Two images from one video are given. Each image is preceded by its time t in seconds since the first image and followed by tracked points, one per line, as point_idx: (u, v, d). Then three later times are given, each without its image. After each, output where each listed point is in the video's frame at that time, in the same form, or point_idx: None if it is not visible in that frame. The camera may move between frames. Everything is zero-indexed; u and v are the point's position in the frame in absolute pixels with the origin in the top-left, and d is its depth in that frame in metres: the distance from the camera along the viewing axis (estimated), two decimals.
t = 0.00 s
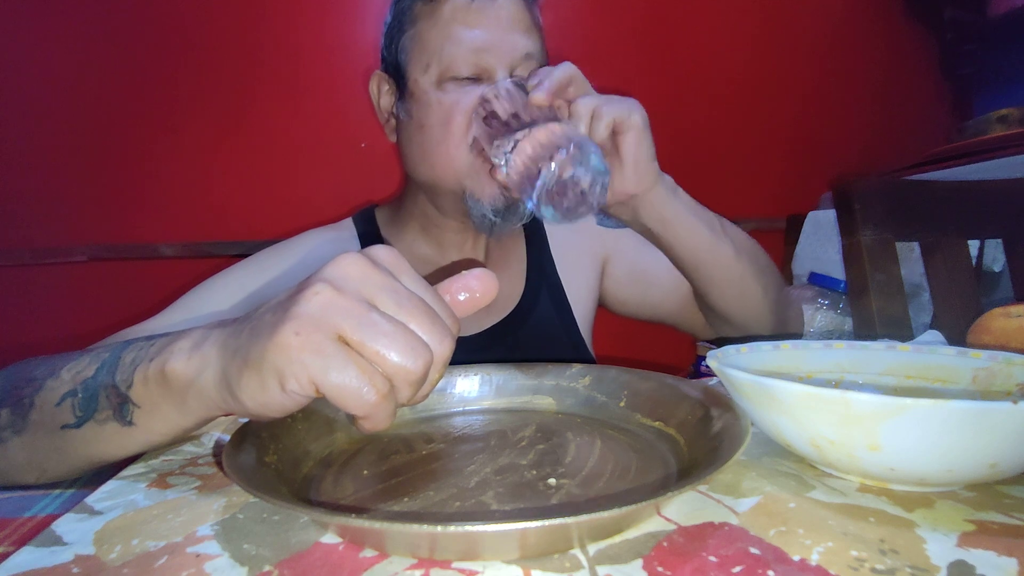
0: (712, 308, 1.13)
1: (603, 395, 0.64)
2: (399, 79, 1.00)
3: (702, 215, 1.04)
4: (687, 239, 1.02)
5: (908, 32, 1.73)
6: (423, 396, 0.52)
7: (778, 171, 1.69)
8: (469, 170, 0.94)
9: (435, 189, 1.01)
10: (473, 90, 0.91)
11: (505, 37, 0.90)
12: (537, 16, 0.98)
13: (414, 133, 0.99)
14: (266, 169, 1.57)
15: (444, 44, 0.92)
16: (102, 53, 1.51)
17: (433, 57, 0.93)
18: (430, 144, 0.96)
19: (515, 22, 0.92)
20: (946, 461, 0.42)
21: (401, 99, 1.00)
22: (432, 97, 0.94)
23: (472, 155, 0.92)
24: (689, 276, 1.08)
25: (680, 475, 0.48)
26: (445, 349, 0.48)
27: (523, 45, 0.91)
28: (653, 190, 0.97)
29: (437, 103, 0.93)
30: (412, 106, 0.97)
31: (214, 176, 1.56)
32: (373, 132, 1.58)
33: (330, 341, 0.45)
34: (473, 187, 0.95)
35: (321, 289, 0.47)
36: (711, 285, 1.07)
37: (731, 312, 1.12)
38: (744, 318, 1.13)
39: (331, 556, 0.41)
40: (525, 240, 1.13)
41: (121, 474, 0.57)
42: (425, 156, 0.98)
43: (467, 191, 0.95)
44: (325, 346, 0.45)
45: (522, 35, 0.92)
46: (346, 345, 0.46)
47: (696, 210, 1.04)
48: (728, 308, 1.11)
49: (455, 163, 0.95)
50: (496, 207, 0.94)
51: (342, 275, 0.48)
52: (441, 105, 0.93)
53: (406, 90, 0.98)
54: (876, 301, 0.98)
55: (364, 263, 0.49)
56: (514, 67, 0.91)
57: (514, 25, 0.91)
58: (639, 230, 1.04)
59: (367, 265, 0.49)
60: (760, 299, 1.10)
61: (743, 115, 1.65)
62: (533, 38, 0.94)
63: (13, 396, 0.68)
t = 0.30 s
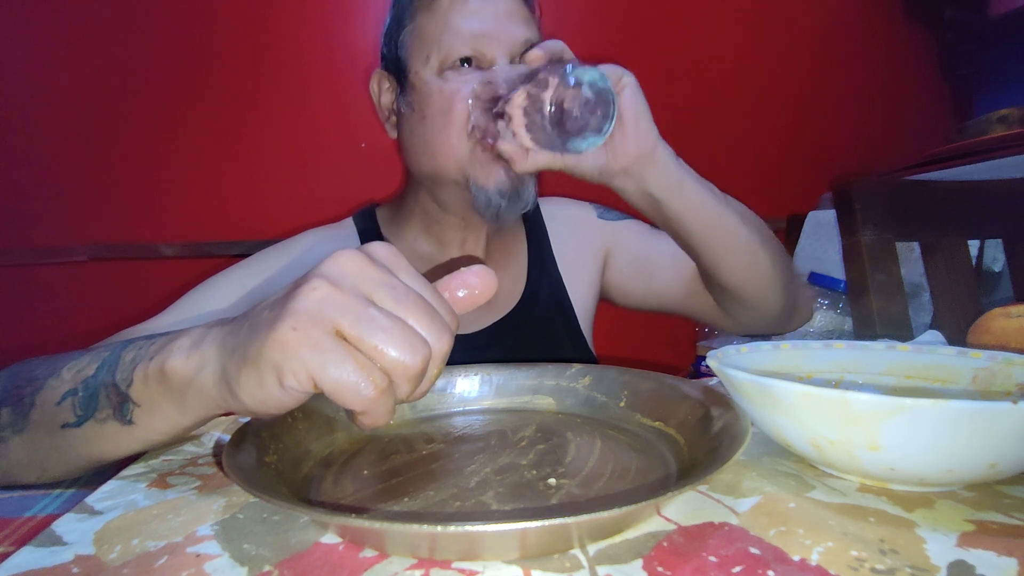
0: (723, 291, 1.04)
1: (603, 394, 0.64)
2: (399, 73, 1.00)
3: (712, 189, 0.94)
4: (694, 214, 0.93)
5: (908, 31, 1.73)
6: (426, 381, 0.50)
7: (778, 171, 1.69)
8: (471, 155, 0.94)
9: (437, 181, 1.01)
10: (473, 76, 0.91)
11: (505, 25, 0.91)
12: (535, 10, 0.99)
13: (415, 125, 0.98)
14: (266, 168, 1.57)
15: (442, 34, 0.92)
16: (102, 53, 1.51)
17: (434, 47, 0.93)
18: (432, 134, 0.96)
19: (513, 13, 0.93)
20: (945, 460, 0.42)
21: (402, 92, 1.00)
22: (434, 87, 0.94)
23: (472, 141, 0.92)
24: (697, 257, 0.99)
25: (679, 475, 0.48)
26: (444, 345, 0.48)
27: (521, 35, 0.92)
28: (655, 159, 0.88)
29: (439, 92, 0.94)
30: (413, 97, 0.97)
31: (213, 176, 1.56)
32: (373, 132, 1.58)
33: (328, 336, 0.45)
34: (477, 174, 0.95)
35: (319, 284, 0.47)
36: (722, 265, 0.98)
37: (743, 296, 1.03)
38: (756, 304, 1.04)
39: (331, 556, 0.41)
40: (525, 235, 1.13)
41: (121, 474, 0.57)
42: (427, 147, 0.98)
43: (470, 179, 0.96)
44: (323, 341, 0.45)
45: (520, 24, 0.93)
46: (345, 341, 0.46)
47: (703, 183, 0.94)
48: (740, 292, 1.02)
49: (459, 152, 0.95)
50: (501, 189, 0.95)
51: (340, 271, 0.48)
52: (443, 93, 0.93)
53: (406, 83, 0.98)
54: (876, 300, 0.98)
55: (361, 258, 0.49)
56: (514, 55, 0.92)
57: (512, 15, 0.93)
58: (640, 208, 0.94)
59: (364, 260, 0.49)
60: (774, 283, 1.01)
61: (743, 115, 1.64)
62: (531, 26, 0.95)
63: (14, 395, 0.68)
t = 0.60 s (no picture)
0: (726, 274, 1.04)
1: (603, 395, 0.64)
2: (400, 70, 1.01)
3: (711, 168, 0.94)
4: (695, 191, 0.91)
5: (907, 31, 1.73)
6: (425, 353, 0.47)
7: (778, 172, 1.69)
8: (472, 143, 0.93)
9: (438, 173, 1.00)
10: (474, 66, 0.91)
11: (504, 15, 0.92)
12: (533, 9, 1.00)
13: (416, 118, 0.98)
14: (266, 167, 1.57)
15: (442, 28, 0.93)
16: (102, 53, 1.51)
17: (435, 39, 0.94)
18: (433, 125, 0.96)
19: (511, 8, 0.93)
20: (946, 461, 0.42)
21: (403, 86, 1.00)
22: (436, 77, 0.94)
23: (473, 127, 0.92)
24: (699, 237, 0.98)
25: (679, 475, 0.48)
26: (444, 345, 0.48)
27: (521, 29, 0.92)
28: (655, 132, 0.87)
29: (441, 82, 0.93)
30: (415, 90, 0.97)
31: (213, 176, 1.56)
32: (373, 131, 1.58)
33: (328, 337, 0.45)
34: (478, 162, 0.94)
35: (320, 285, 0.47)
36: (723, 244, 0.97)
37: (747, 277, 1.02)
38: (760, 285, 1.03)
39: (331, 556, 0.41)
40: (525, 231, 1.14)
41: (121, 474, 0.57)
42: (428, 138, 0.97)
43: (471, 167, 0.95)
44: (323, 341, 0.45)
45: (519, 17, 0.94)
46: (345, 341, 0.46)
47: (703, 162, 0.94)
48: (743, 273, 1.01)
49: (460, 140, 0.94)
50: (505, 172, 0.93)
51: (340, 272, 0.48)
52: (445, 82, 0.93)
53: (408, 78, 0.98)
54: (876, 300, 0.98)
55: (362, 259, 0.49)
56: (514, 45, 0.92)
57: (511, 9, 0.93)
58: (642, 188, 0.93)
59: (365, 261, 0.49)
60: (779, 263, 1.00)
61: (743, 115, 1.64)
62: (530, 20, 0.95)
63: (16, 395, 0.68)
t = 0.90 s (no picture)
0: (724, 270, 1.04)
1: (603, 395, 0.64)
2: (399, 71, 1.01)
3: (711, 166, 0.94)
4: (694, 189, 0.91)
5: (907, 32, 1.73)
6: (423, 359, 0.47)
7: (778, 172, 1.69)
8: (472, 144, 0.93)
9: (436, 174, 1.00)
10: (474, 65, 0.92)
11: (501, 16, 0.92)
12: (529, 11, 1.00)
13: (415, 118, 0.98)
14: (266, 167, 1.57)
15: (440, 29, 0.93)
16: (103, 53, 1.51)
17: (433, 40, 0.94)
18: (431, 125, 0.96)
19: (507, 8, 0.93)
20: (946, 460, 0.42)
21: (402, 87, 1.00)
22: (434, 79, 0.94)
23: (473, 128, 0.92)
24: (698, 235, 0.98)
25: (680, 475, 0.48)
26: (445, 341, 0.48)
27: (518, 29, 0.93)
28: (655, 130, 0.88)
29: (440, 83, 0.94)
30: (413, 91, 0.98)
31: (213, 176, 1.56)
32: (373, 132, 1.58)
33: (327, 332, 0.45)
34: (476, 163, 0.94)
35: (319, 281, 0.47)
36: (723, 243, 0.97)
37: (746, 275, 1.02)
38: (760, 282, 1.03)
39: (331, 556, 0.41)
40: (525, 231, 1.14)
41: (122, 473, 0.57)
42: (426, 139, 0.97)
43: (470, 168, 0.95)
44: (323, 337, 0.45)
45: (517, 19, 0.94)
46: (345, 336, 0.46)
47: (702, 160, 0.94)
48: (742, 271, 1.01)
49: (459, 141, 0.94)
50: (504, 172, 0.93)
51: (339, 268, 0.48)
52: (444, 84, 0.93)
53: (406, 79, 0.98)
54: (876, 301, 0.98)
55: (361, 255, 0.49)
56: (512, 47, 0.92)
57: (507, 10, 0.93)
58: (640, 184, 0.93)
59: (364, 257, 0.49)
60: (780, 261, 1.00)
61: (744, 115, 1.64)
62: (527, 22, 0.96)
63: (17, 394, 0.68)
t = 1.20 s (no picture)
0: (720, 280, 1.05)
1: (603, 394, 0.64)
2: (396, 76, 1.01)
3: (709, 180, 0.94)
4: (690, 208, 0.92)
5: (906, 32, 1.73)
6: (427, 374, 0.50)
7: (777, 172, 1.69)
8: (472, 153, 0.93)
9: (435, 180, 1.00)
10: (471, 72, 0.90)
11: (499, 23, 0.92)
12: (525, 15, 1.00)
13: (414, 123, 0.98)
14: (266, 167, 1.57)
15: (437, 33, 0.93)
16: (102, 53, 1.51)
17: (431, 47, 0.93)
18: (430, 130, 0.96)
19: (503, 11, 0.93)
20: (947, 460, 0.42)
21: (400, 93, 1.01)
22: (433, 85, 0.94)
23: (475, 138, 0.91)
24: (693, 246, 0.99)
25: (679, 475, 0.48)
26: (444, 337, 0.48)
27: (515, 33, 0.93)
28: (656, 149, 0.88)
29: (438, 91, 0.93)
30: (411, 97, 0.98)
31: (213, 176, 1.56)
32: (372, 132, 1.58)
33: (326, 327, 0.45)
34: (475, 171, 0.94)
35: (317, 278, 0.47)
36: (717, 253, 0.97)
37: (742, 284, 1.02)
38: (755, 292, 1.03)
39: (332, 556, 0.41)
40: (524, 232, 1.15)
41: (121, 473, 0.57)
42: (425, 145, 0.97)
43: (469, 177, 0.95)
44: (322, 332, 0.45)
45: (514, 24, 0.93)
46: (344, 332, 0.46)
47: (700, 173, 0.94)
48: (737, 280, 1.01)
49: (459, 148, 0.94)
50: (501, 185, 0.94)
51: (338, 265, 0.49)
52: (442, 92, 0.93)
53: (404, 85, 0.99)
54: (876, 301, 0.98)
55: (360, 252, 0.49)
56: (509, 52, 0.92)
57: (504, 14, 0.93)
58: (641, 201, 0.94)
59: (363, 254, 0.49)
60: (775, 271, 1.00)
61: (743, 115, 1.64)
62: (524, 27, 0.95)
63: (17, 394, 0.68)
